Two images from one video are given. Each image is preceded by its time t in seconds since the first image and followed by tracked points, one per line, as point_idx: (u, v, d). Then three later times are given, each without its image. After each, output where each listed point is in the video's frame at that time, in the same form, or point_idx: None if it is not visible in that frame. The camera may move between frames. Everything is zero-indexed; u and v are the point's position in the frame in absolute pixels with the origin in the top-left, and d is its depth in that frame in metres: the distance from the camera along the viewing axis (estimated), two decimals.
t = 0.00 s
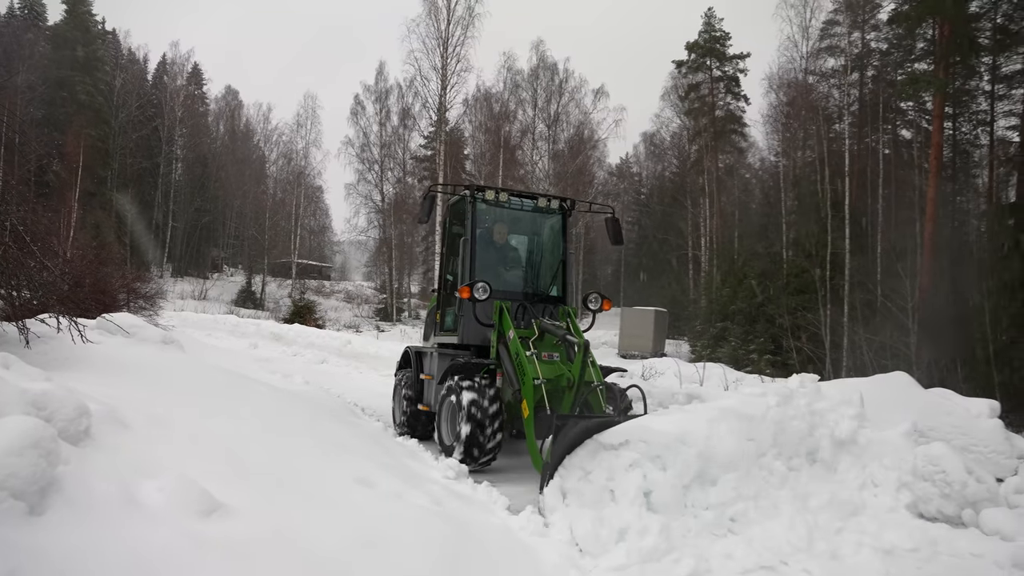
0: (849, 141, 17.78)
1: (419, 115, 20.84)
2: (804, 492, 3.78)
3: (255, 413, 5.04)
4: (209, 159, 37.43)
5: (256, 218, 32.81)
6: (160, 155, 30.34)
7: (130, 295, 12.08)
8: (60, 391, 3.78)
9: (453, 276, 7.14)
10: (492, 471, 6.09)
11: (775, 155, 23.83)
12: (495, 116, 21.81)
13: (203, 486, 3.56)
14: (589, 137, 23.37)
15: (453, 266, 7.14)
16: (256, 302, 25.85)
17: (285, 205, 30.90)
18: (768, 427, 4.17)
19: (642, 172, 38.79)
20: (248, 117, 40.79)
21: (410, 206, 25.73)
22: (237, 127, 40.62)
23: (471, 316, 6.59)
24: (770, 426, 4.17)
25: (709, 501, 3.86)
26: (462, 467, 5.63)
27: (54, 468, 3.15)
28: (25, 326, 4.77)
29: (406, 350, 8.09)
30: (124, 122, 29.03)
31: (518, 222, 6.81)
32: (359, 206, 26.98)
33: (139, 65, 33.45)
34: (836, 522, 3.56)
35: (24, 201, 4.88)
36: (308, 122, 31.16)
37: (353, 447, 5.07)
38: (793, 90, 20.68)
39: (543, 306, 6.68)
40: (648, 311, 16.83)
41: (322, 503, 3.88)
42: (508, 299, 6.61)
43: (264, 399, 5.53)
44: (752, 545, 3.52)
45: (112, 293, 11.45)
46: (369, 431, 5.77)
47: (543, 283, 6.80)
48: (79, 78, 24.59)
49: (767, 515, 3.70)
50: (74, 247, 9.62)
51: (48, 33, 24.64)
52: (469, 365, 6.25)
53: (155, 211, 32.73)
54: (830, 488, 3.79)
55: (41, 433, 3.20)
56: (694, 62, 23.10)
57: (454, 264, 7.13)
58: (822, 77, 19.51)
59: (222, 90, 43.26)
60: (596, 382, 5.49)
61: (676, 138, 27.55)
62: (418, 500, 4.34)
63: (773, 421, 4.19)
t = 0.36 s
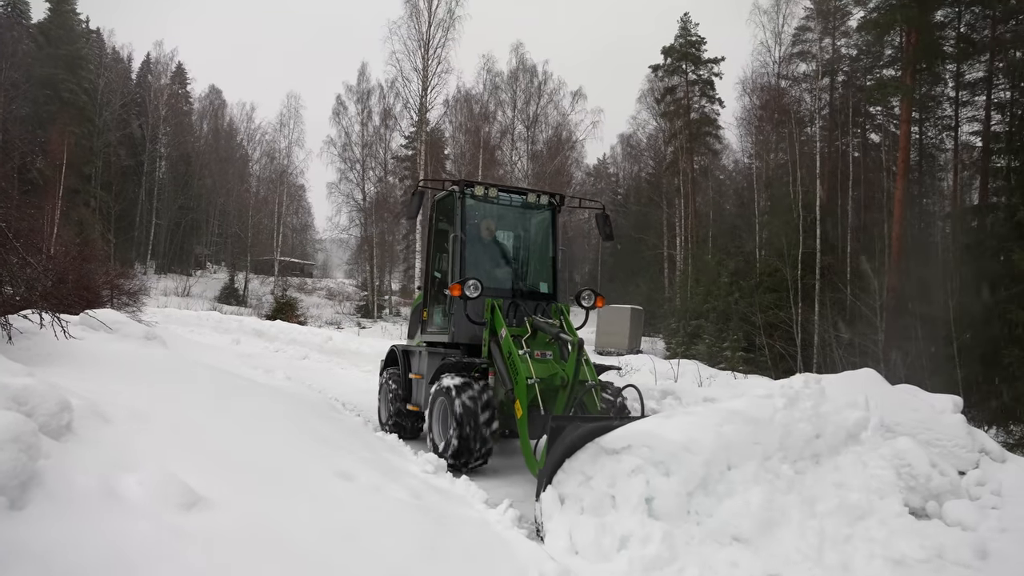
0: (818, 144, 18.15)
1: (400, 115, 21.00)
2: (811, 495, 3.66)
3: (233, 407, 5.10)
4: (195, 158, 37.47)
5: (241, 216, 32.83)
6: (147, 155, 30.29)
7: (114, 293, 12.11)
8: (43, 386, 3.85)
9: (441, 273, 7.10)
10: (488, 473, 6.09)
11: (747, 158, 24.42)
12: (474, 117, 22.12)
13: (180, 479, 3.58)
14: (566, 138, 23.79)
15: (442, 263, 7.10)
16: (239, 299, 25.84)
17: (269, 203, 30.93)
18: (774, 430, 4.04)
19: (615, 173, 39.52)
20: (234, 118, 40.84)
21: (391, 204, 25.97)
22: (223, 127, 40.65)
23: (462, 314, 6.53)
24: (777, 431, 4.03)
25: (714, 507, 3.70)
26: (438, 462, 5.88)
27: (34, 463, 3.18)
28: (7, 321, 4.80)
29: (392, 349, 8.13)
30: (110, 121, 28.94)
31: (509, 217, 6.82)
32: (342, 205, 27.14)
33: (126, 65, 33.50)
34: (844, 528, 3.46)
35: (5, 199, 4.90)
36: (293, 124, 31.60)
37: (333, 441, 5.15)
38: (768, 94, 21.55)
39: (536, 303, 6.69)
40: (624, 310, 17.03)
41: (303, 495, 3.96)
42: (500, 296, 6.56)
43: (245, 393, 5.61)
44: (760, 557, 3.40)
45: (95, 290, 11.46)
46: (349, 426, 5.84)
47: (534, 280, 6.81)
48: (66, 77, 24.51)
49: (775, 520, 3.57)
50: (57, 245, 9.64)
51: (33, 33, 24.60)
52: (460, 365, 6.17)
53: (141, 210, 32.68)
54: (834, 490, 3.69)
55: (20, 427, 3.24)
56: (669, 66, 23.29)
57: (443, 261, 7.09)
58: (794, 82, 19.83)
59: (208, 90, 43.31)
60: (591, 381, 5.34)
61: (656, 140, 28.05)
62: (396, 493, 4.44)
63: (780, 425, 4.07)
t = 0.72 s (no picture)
0: (806, 150, 18.52)
1: (401, 120, 21.22)
2: (832, 501, 3.59)
3: (239, 403, 5.26)
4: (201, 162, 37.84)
5: (247, 217, 33.09)
6: (156, 159, 30.62)
7: (125, 292, 12.33)
8: (55, 382, 3.99)
9: (450, 273, 7.18)
10: (499, 472, 6.09)
11: (738, 163, 24.85)
12: (473, 122, 22.39)
13: (186, 474, 3.71)
14: (563, 143, 24.07)
15: (451, 262, 7.18)
16: (245, 298, 25.99)
17: (274, 205, 31.21)
18: (796, 436, 4.00)
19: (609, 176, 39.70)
20: (240, 122, 41.21)
21: (393, 206, 26.23)
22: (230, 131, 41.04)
23: (471, 315, 6.58)
24: (796, 438, 4.00)
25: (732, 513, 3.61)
26: (439, 457, 6.08)
27: (47, 455, 3.32)
28: (22, 319, 4.96)
29: (400, 349, 8.20)
30: (121, 125, 29.29)
31: (518, 217, 6.90)
32: (345, 207, 27.39)
33: (136, 71, 33.99)
34: (865, 535, 3.38)
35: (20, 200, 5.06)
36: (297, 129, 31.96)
37: (335, 437, 5.31)
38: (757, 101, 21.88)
39: (545, 303, 6.77)
40: (619, 310, 17.02)
41: (306, 489, 4.10)
42: (509, 297, 6.64)
43: (251, 390, 5.77)
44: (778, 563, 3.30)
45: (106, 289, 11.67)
46: (351, 422, 5.98)
47: (543, 280, 6.88)
48: (80, 84, 24.75)
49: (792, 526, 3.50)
50: (70, 245, 9.83)
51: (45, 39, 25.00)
52: (469, 366, 6.27)
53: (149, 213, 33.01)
54: (853, 495, 3.63)
55: (36, 422, 3.39)
56: (661, 73, 23.99)
57: (452, 261, 7.17)
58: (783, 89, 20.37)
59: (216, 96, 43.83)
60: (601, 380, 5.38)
61: (655, 145, 28.32)
62: (396, 487, 4.59)
63: (801, 431, 4.04)
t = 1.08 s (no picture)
0: (792, 154, 18.94)
1: (403, 128, 21.44)
2: (847, 503, 3.53)
3: (249, 400, 5.44)
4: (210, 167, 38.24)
5: (254, 221, 33.35)
6: (166, 165, 30.97)
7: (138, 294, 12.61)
8: (71, 380, 4.16)
9: (459, 272, 7.34)
10: (509, 471, 6.22)
11: (726, 168, 25.36)
12: (472, 128, 22.68)
13: (197, 467, 3.88)
14: (560, 149, 24.43)
15: (460, 262, 7.34)
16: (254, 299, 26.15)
17: (281, 210, 31.48)
18: (814, 440, 3.92)
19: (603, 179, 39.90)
20: (247, 128, 41.60)
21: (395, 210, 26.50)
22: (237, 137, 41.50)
23: (481, 314, 6.73)
24: (813, 440, 3.92)
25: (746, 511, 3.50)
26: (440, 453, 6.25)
27: (66, 450, 3.49)
28: (40, 320, 5.14)
29: (409, 349, 8.35)
30: (135, 132, 29.68)
31: (526, 217, 7.09)
32: (348, 212, 27.68)
33: (148, 80, 34.52)
34: (880, 538, 3.32)
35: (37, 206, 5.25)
36: (302, 136, 32.32)
37: (340, 432, 5.50)
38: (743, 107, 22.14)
39: (555, 302, 6.95)
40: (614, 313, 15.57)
41: (312, 483, 4.27)
42: (520, 296, 6.82)
43: (262, 388, 5.97)
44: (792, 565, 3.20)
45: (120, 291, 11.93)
46: (356, 418, 6.17)
47: (552, 280, 7.07)
48: (95, 94, 25.13)
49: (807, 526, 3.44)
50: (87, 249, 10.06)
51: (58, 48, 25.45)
52: (480, 366, 6.42)
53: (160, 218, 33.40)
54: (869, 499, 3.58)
55: (53, 418, 3.57)
56: (653, 81, 24.12)
57: (461, 260, 7.34)
58: (768, 97, 20.52)
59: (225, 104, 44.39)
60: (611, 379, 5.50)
61: (648, 150, 28.64)
62: (399, 480, 4.77)
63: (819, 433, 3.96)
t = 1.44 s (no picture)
0: (778, 156, 19.13)
1: (395, 129, 21.49)
2: (861, 509, 3.51)
3: (245, 400, 5.51)
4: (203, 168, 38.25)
5: (247, 222, 33.33)
6: (160, 166, 30.94)
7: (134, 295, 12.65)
8: (68, 380, 4.21)
9: (460, 271, 7.37)
10: (510, 472, 6.28)
11: (713, 169, 25.47)
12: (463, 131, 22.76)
13: (193, 466, 3.93)
14: (550, 150, 24.54)
15: (461, 261, 7.37)
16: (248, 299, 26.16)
17: (274, 210, 31.49)
18: (827, 444, 3.85)
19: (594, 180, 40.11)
20: (241, 129, 41.63)
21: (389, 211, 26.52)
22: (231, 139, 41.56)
23: (484, 313, 6.75)
24: (828, 445, 3.85)
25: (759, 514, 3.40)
26: (433, 449, 6.29)
27: (62, 449, 3.57)
28: (37, 319, 5.19)
29: (407, 349, 8.40)
30: (131, 133, 29.63)
31: (528, 213, 7.15)
32: (343, 212, 27.73)
33: (141, 82, 34.52)
34: (896, 546, 3.29)
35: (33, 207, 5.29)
36: (296, 137, 32.33)
37: (333, 430, 5.56)
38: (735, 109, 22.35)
39: (558, 301, 7.03)
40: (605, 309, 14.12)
41: (304, 480, 4.33)
42: (522, 295, 6.89)
43: (257, 387, 6.02)
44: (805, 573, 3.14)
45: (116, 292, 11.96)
46: (350, 416, 6.23)
47: (554, 278, 7.15)
48: (90, 96, 25.15)
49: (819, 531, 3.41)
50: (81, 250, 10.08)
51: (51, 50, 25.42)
52: (481, 365, 6.46)
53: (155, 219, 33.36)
54: (884, 506, 3.56)
55: (49, 417, 3.63)
56: (642, 83, 24.04)
57: (462, 259, 7.38)
58: (755, 100, 20.49)
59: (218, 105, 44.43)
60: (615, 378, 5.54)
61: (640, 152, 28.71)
62: (391, 478, 4.82)
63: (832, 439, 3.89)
